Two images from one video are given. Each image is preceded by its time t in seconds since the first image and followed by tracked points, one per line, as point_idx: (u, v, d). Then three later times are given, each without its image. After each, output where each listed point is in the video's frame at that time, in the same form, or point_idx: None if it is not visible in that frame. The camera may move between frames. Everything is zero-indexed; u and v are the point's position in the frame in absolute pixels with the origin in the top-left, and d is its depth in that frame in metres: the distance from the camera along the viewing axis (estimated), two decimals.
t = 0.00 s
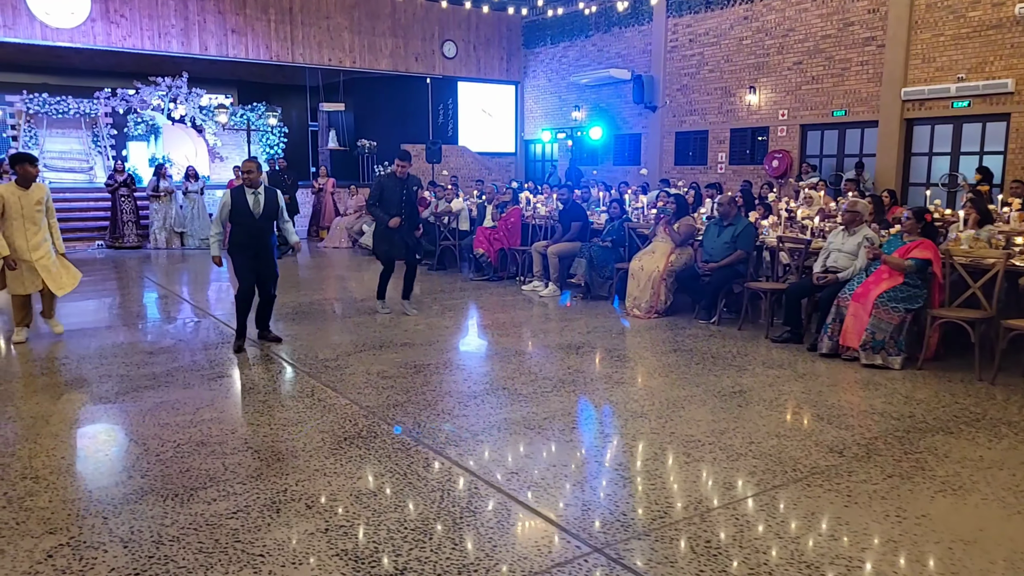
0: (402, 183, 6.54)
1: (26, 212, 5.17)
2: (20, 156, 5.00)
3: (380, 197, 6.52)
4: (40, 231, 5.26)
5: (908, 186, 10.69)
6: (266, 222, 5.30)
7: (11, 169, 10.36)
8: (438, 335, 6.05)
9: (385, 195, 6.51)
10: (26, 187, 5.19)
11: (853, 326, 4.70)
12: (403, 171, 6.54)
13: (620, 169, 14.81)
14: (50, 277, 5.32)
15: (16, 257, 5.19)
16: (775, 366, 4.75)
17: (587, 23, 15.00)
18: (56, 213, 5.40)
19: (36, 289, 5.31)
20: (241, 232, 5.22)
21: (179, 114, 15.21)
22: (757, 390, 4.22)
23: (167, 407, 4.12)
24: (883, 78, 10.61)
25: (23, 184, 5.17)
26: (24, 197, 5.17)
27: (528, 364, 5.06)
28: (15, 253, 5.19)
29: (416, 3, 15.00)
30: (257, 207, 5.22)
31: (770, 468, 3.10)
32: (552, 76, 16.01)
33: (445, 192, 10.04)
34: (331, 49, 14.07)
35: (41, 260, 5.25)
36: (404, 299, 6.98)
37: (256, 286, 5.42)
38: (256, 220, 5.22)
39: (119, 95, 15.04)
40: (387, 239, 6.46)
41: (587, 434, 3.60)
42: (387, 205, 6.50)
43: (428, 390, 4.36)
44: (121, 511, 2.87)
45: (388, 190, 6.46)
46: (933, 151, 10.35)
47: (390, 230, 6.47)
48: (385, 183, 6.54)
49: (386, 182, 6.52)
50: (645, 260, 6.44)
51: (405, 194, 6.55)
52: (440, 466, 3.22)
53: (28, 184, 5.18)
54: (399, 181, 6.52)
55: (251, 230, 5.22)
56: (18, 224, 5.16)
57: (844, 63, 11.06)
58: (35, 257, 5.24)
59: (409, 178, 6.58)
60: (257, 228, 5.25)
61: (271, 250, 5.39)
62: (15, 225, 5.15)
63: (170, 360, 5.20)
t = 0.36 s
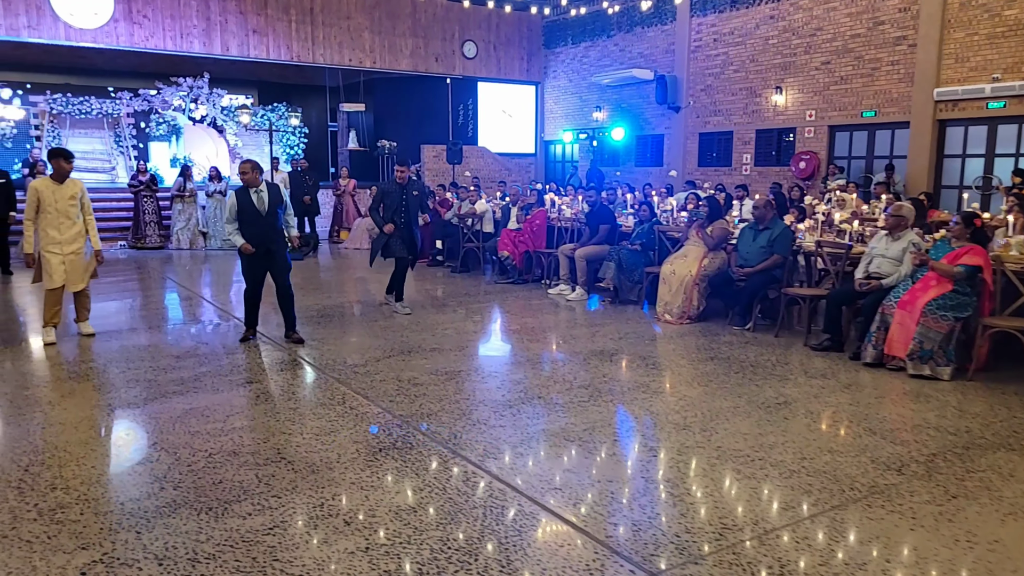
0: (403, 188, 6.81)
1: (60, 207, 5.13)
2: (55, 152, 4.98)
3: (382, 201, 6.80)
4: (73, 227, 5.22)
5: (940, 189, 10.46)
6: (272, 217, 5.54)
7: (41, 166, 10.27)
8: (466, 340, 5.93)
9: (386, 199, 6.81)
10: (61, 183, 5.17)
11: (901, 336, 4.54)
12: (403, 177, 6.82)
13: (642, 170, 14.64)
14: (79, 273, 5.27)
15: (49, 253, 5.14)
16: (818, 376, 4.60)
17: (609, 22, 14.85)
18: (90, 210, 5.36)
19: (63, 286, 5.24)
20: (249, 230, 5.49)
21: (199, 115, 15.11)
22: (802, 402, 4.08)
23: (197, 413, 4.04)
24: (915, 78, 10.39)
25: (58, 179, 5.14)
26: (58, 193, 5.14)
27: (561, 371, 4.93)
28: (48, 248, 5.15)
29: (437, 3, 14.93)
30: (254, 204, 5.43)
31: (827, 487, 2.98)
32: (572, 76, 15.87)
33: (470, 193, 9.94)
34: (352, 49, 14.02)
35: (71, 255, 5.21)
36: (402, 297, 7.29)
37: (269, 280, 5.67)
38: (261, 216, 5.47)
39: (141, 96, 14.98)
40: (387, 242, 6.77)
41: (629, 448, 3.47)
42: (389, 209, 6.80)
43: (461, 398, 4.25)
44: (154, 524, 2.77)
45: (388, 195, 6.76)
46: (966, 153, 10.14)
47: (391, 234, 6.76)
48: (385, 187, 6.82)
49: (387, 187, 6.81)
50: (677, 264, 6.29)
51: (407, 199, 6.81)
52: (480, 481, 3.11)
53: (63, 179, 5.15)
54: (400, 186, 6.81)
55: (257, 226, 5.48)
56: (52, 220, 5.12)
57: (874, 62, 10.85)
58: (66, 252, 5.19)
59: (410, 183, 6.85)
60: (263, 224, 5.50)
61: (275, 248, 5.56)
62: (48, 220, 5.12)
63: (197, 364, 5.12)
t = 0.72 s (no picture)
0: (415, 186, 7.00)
1: (90, 216, 5.09)
2: (84, 161, 4.93)
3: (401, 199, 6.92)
4: (103, 236, 5.17)
5: (979, 191, 10.18)
6: (286, 222, 5.55)
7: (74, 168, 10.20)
8: (497, 346, 5.81)
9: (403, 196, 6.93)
10: (91, 192, 5.13)
11: (956, 345, 4.35)
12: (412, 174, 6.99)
13: (669, 172, 14.44)
14: (110, 283, 5.23)
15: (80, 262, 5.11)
16: (867, 387, 4.42)
17: (635, 22, 14.67)
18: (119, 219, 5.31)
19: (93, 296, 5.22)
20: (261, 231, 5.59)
21: (225, 116, 15.26)
22: (854, 415, 3.90)
23: (229, 421, 3.94)
24: (953, 78, 10.11)
25: (88, 189, 5.10)
26: (89, 202, 5.10)
27: (598, 379, 4.79)
28: (79, 257, 5.12)
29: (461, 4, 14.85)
30: (264, 207, 5.54)
31: (892, 509, 2.84)
32: (597, 77, 15.70)
33: (497, 195, 9.81)
34: (376, 50, 13.97)
35: (102, 264, 5.17)
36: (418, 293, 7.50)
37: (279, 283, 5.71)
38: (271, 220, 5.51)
39: (167, 98, 15.16)
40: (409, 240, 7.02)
41: (675, 464, 3.32)
42: (408, 206, 6.94)
43: (497, 408, 4.13)
44: (189, 542, 2.68)
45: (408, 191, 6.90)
46: (1007, 155, 9.85)
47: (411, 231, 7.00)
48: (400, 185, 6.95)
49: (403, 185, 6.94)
50: (713, 269, 6.12)
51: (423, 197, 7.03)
52: (524, 500, 2.99)
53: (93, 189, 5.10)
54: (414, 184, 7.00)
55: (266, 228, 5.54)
56: (82, 229, 5.09)
57: (910, 61, 10.58)
58: (97, 262, 5.15)
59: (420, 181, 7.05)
60: (274, 227, 5.55)
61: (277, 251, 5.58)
62: (79, 229, 5.08)
63: (227, 370, 5.05)
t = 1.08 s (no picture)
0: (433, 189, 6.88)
1: (151, 214, 5.03)
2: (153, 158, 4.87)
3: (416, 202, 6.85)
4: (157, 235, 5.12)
5: (1015, 192, 9.89)
6: (271, 216, 5.47)
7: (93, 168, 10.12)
8: (523, 350, 5.66)
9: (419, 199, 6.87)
10: (152, 190, 5.05)
11: (1009, 354, 4.13)
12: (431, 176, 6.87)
13: (692, 172, 14.22)
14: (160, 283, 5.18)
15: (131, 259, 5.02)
16: (914, 396, 4.23)
17: (658, 20, 14.45)
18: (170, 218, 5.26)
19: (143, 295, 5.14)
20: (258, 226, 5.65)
21: (245, 117, 15.07)
22: (905, 427, 3.71)
23: (253, 428, 3.82)
24: (988, 75, 9.83)
25: (151, 187, 5.03)
26: (149, 200, 5.03)
27: (631, 386, 4.62)
28: (131, 255, 5.03)
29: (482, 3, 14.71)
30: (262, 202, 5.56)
31: (958, 532, 2.66)
32: (619, 76, 15.50)
33: (520, 195, 9.65)
34: (397, 50, 13.87)
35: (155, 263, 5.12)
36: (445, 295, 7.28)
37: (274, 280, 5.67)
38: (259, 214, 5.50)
39: (188, 98, 14.90)
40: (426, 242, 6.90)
41: (719, 480, 3.15)
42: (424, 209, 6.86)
43: (529, 416, 3.98)
44: (213, 558, 2.55)
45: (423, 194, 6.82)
46: None
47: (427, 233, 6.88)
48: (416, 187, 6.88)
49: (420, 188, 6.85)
50: (747, 271, 5.93)
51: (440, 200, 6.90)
52: (563, 516, 2.83)
53: (155, 187, 5.03)
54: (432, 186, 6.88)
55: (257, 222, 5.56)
56: (140, 226, 5.02)
57: (943, 59, 10.30)
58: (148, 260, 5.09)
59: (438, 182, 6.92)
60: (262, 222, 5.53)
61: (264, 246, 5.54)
62: (136, 227, 5.01)
63: (250, 374, 4.94)
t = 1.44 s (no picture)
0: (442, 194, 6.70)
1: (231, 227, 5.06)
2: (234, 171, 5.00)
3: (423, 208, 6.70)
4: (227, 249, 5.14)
5: None
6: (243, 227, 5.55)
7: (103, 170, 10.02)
8: (545, 360, 5.49)
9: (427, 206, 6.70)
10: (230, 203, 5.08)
11: None
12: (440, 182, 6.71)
13: (713, 174, 13.98)
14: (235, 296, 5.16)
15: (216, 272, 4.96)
16: (960, 412, 4.02)
17: (678, 20, 14.23)
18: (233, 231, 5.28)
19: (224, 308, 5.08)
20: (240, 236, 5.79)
21: (262, 118, 15.18)
22: (953, 447, 3.51)
23: (268, 444, 3.69)
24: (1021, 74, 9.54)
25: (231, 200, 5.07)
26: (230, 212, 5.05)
27: (659, 399, 4.44)
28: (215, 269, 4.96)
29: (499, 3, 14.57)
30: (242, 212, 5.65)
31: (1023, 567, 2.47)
32: (638, 77, 15.30)
33: (539, 198, 9.48)
34: (414, 51, 13.76)
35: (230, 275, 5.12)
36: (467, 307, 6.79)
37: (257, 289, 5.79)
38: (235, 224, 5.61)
39: (206, 101, 15.10)
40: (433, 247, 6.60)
41: (760, 504, 2.97)
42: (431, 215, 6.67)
43: (554, 432, 3.81)
44: None
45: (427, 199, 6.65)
46: None
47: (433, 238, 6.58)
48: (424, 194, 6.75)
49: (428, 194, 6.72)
50: (777, 278, 5.73)
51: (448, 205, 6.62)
52: (596, 545, 2.66)
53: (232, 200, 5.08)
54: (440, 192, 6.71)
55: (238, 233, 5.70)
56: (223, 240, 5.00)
57: (973, 57, 10.03)
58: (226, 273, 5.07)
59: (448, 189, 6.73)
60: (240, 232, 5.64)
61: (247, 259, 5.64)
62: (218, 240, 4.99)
63: (265, 383, 4.81)
